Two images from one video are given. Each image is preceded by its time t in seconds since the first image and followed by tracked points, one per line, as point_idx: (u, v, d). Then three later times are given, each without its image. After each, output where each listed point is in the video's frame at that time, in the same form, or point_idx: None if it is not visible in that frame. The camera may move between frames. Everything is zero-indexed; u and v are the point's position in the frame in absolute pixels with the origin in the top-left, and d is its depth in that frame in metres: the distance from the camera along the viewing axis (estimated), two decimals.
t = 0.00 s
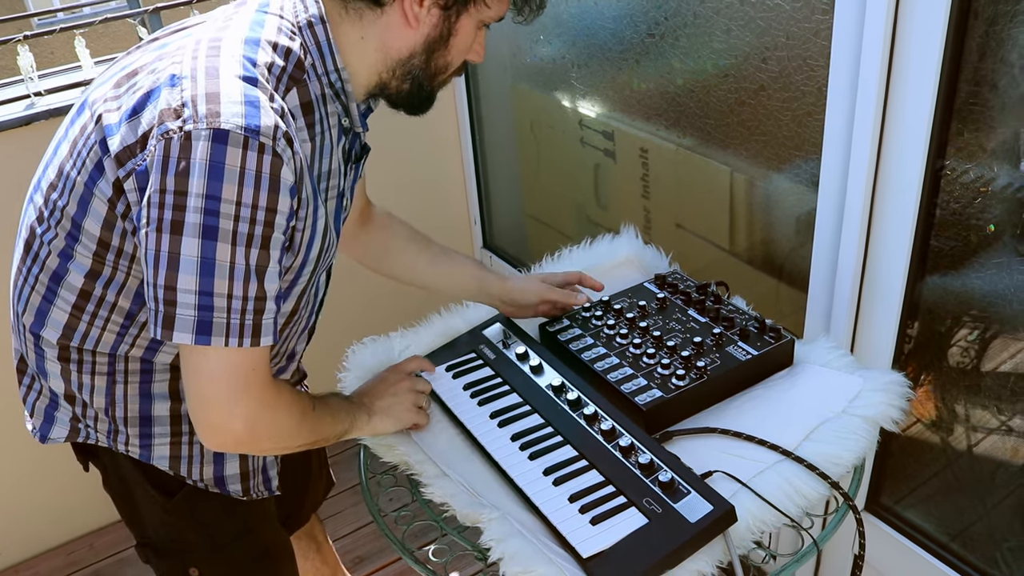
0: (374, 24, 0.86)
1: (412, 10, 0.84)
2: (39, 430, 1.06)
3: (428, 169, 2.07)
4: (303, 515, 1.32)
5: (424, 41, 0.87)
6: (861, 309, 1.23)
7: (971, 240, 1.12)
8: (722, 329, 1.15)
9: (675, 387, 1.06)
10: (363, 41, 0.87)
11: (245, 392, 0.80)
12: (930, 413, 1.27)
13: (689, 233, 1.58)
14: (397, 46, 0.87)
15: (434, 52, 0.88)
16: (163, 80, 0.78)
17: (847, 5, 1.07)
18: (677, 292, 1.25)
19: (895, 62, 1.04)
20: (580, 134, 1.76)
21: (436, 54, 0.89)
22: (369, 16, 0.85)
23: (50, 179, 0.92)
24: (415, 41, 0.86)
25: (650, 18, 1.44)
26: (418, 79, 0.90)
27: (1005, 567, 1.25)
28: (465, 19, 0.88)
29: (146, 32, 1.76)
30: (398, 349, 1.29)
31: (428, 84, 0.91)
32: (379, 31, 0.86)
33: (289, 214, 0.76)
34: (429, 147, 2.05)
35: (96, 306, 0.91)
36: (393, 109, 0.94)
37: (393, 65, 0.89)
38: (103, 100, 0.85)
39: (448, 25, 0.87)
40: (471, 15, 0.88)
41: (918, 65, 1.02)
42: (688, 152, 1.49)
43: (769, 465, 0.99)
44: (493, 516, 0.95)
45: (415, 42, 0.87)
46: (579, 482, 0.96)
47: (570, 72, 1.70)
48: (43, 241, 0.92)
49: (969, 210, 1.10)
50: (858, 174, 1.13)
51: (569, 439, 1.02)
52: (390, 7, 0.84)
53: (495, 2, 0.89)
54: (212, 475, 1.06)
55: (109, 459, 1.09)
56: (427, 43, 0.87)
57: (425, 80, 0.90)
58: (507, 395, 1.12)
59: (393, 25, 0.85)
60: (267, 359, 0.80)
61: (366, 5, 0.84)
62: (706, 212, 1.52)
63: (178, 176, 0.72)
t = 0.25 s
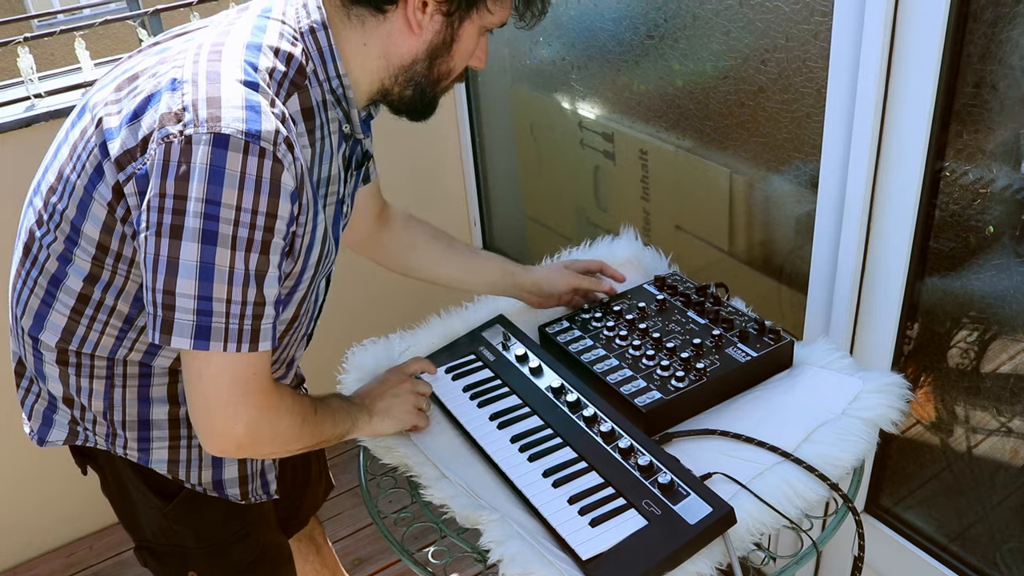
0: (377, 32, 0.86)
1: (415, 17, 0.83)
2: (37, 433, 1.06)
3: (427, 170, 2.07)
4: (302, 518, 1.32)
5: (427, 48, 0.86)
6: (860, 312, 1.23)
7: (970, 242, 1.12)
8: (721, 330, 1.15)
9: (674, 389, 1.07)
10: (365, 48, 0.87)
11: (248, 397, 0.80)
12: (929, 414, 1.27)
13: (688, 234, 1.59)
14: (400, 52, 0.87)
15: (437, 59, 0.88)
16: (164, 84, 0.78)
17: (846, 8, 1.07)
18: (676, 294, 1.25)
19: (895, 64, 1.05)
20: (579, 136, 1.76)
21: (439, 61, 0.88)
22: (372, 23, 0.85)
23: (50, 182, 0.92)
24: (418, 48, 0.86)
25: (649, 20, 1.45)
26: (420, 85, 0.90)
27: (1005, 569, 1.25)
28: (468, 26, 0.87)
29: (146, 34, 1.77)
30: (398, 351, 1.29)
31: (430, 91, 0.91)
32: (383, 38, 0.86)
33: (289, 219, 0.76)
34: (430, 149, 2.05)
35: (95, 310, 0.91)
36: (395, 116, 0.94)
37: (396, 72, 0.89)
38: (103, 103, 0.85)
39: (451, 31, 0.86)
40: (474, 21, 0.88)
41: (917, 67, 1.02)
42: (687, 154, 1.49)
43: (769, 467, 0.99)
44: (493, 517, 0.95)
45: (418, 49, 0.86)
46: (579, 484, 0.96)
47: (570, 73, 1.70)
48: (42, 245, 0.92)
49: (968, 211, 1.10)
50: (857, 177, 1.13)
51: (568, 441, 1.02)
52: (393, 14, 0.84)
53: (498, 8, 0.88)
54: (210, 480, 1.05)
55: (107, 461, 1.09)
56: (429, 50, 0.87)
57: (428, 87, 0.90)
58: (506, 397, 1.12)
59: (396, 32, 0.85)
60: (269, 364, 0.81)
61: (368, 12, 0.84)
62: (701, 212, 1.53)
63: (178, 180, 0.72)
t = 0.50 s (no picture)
0: (380, 38, 0.85)
1: (419, 23, 0.83)
2: (36, 435, 1.06)
3: (427, 171, 2.07)
4: (301, 520, 1.32)
5: (431, 53, 0.86)
6: (860, 314, 1.23)
7: (970, 243, 1.12)
8: (722, 332, 1.15)
9: (674, 391, 1.07)
10: (368, 53, 0.87)
11: (248, 402, 0.80)
12: (930, 416, 1.27)
13: (688, 236, 1.59)
14: (403, 57, 0.86)
15: (442, 64, 0.87)
16: (165, 89, 0.78)
17: (846, 11, 1.07)
18: (677, 296, 1.25)
19: (894, 68, 1.05)
20: (579, 138, 1.76)
21: (443, 65, 0.88)
22: (375, 29, 0.85)
23: (50, 185, 0.92)
24: (422, 53, 0.86)
25: (649, 22, 1.45)
26: (424, 90, 0.89)
27: (1005, 570, 1.25)
28: (472, 30, 0.87)
29: (146, 36, 1.77)
30: (397, 352, 1.29)
31: (434, 95, 0.90)
32: (387, 43, 0.85)
33: (290, 224, 0.76)
34: (431, 151, 2.05)
35: (94, 313, 0.91)
36: (399, 121, 0.94)
37: (399, 77, 0.88)
38: (104, 107, 0.85)
39: (455, 36, 0.86)
40: (477, 25, 0.87)
41: (917, 71, 1.03)
42: (688, 155, 1.49)
43: (769, 469, 0.99)
44: (493, 519, 0.95)
45: (422, 54, 0.86)
46: (579, 486, 0.96)
47: (570, 75, 1.71)
48: (43, 247, 0.92)
49: (968, 213, 1.10)
50: (857, 180, 1.13)
51: (568, 443, 1.02)
52: (397, 19, 0.83)
53: (501, 12, 0.88)
54: (208, 484, 1.05)
55: (106, 464, 1.09)
56: (433, 55, 0.86)
57: (432, 91, 0.90)
58: (507, 399, 1.12)
59: (401, 37, 0.85)
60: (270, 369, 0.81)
61: (371, 18, 0.84)
62: (701, 214, 1.53)
63: (179, 185, 0.72)
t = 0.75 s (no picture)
0: (383, 42, 0.85)
1: (421, 27, 0.83)
2: (41, 434, 1.07)
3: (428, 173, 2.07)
4: (302, 522, 1.32)
5: (433, 58, 0.86)
6: (860, 316, 1.23)
7: (970, 245, 1.12)
8: (722, 334, 1.15)
9: (675, 393, 1.07)
10: (371, 58, 0.87)
11: (248, 407, 0.80)
12: (930, 418, 1.27)
13: (688, 237, 1.59)
14: (405, 62, 0.86)
15: (443, 69, 0.87)
16: (167, 92, 0.78)
17: (847, 14, 1.07)
18: (677, 298, 1.26)
19: (894, 70, 1.05)
20: (580, 140, 1.76)
21: (445, 70, 0.88)
22: (377, 33, 0.85)
23: (53, 187, 0.92)
24: (424, 57, 0.86)
25: (649, 24, 1.45)
26: (426, 95, 0.89)
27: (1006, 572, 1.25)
28: (475, 35, 0.86)
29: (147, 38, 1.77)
30: (397, 355, 1.29)
31: (437, 100, 0.90)
32: (389, 48, 0.86)
33: (290, 229, 0.76)
34: (432, 153, 2.05)
35: (96, 315, 0.91)
36: (402, 126, 0.94)
37: (401, 81, 0.88)
38: (106, 110, 0.85)
39: (458, 41, 0.86)
40: (480, 30, 0.86)
41: (917, 73, 1.03)
42: (688, 157, 1.50)
43: (769, 471, 0.99)
44: (493, 521, 0.95)
45: (424, 59, 0.86)
46: (579, 488, 0.96)
47: (570, 77, 1.71)
48: (45, 249, 0.92)
49: (968, 215, 1.10)
50: (857, 183, 1.13)
51: (569, 445, 1.02)
52: (399, 23, 0.83)
53: (505, 17, 0.87)
54: (209, 485, 1.05)
55: (107, 465, 1.09)
56: (435, 59, 0.86)
57: (435, 96, 0.90)
58: (507, 401, 1.12)
59: (403, 42, 0.85)
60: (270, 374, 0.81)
61: (373, 22, 0.84)
62: (702, 216, 1.53)
63: (180, 189, 0.72)
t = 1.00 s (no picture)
0: (384, 49, 0.86)
1: (422, 34, 0.83)
2: (43, 437, 1.07)
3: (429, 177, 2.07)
4: (303, 526, 1.32)
5: (434, 65, 0.86)
6: (859, 320, 1.24)
7: (969, 248, 1.12)
8: (721, 337, 1.16)
9: (674, 397, 1.07)
10: (372, 64, 0.87)
11: (248, 412, 0.80)
12: (930, 421, 1.27)
13: (688, 240, 1.59)
14: (406, 68, 0.87)
15: (444, 76, 0.88)
16: (169, 98, 0.79)
17: (845, 19, 1.08)
18: (677, 301, 1.26)
19: (893, 75, 1.05)
20: (580, 143, 1.76)
21: (446, 78, 0.88)
22: (379, 39, 0.85)
23: (55, 191, 0.93)
24: (425, 64, 0.86)
25: (649, 28, 1.45)
26: (427, 102, 0.89)
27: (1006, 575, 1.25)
28: (476, 43, 0.87)
29: (148, 43, 1.78)
30: (398, 359, 1.29)
31: (438, 107, 0.91)
32: (390, 55, 0.86)
33: (290, 235, 0.76)
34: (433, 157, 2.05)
35: (98, 319, 0.91)
36: (403, 132, 0.94)
37: (402, 88, 0.89)
38: (108, 115, 0.85)
39: (459, 49, 0.86)
40: (482, 38, 0.87)
41: (915, 78, 1.03)
42: (687, 161, 1.50)
43: (768, 474, 0.99)
44: (493, 524, 0.95)
45: (425, 66, 0.86)
46: (579, 491, 0.96)
47: (570, 81, 1.71)
48: (47, 253, 0.92)
49: (967, 218, 1.10)
50: (856, 186, 1.13)
51: (569, 448, 1.02)
52: (399, 30, 0.84)
53: (506, 25, 0.88)
54: (210, 489, 1.05)
55: (109, 468, 1.09)
56: (436, 67, 0.87)
57: (435, 103, 0.90)
58: (507, 404, 1.12)
59: (404, 49, 0.85)
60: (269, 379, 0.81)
61: (374, 28, 0.84)
62: (702, 219, 1.53)
63: (181, 195, 0.72)
